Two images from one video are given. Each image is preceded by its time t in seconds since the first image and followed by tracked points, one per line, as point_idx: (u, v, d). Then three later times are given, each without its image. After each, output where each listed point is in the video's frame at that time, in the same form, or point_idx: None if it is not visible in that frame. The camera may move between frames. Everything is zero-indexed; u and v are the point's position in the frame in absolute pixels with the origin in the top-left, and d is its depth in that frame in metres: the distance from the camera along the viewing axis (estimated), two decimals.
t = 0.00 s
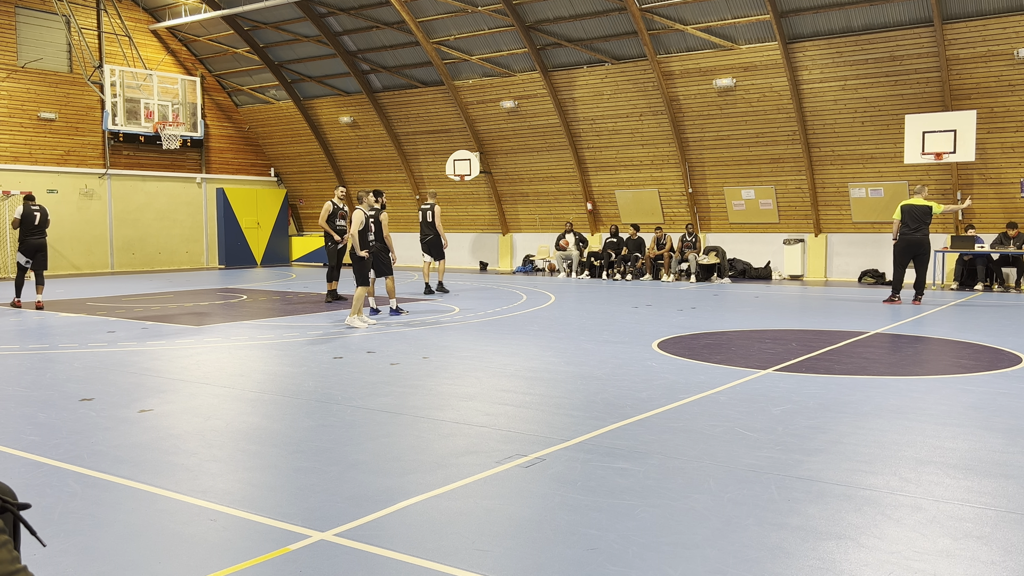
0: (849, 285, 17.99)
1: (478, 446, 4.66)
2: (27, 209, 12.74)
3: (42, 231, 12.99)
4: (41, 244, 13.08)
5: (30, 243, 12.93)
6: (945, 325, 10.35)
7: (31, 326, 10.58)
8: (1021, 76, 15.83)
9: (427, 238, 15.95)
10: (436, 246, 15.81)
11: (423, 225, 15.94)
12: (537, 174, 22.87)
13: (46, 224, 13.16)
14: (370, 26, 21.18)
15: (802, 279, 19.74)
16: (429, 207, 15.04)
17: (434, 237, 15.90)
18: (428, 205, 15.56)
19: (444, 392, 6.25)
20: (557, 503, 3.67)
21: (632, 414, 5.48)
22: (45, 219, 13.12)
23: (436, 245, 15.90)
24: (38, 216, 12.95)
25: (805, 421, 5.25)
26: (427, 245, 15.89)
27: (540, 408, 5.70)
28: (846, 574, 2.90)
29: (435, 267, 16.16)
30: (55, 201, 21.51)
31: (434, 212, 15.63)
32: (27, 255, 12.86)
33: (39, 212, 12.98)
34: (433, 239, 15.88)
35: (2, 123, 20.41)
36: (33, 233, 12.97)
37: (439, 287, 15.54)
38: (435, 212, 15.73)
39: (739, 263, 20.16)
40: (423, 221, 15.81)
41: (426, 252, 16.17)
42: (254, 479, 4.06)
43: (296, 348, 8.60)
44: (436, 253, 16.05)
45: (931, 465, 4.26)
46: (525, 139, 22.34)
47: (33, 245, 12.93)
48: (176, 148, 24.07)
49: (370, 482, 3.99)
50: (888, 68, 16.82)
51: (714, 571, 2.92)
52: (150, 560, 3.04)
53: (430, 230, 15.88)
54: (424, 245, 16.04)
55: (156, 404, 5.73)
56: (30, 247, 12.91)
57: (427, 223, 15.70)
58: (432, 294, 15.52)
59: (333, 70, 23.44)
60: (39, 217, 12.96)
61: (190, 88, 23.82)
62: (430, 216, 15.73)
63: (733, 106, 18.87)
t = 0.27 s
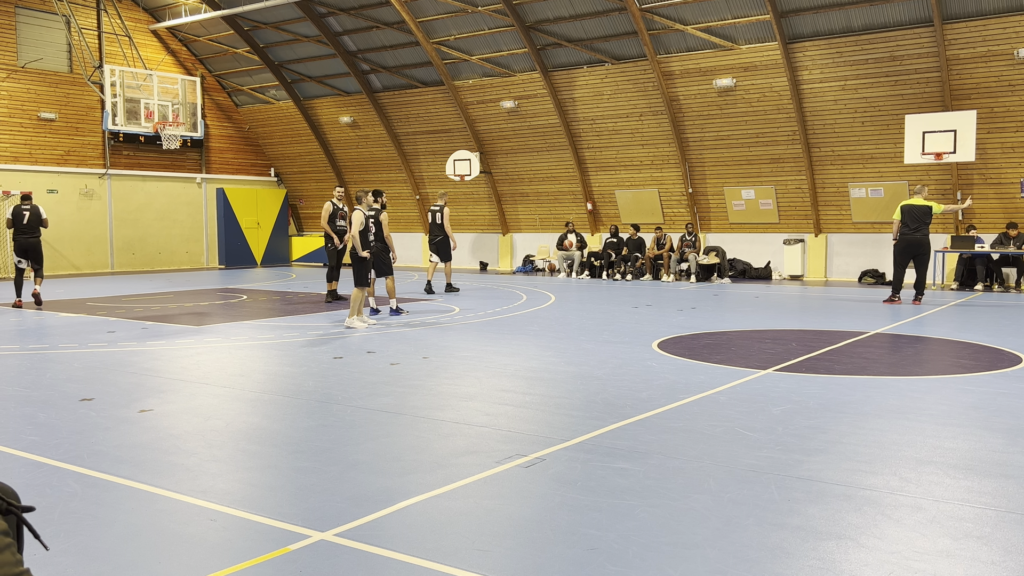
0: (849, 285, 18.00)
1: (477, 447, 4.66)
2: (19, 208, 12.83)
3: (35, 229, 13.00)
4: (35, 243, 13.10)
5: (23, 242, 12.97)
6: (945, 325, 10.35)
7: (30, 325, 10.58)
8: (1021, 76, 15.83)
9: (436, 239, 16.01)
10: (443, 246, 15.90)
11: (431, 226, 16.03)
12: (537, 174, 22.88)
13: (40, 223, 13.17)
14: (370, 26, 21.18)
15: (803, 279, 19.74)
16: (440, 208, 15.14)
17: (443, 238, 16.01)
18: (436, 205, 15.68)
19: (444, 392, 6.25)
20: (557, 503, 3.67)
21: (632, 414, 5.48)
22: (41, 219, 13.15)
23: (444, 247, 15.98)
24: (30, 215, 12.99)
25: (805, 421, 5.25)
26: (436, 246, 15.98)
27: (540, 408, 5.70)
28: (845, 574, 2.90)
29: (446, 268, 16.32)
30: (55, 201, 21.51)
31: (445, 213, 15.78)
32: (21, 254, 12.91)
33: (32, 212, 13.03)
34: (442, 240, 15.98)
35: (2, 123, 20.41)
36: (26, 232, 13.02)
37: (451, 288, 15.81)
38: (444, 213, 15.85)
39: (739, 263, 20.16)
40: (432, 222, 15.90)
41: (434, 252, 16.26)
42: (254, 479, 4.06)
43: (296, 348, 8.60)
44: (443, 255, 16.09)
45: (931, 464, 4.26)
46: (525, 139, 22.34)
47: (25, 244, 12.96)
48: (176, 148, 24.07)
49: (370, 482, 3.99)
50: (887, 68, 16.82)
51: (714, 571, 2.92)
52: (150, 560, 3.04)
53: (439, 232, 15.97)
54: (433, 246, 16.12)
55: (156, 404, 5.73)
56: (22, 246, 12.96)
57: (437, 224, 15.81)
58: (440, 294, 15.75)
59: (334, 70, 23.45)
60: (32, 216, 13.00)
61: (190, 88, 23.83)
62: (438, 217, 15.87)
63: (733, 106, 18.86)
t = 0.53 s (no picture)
0: (849, 285, 18.00)
1: (477, 447, 4.66)
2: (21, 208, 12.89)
3: (34, 229, 12.99)
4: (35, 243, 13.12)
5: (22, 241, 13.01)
6: (945, 325, 10.35)
7: (30, 325, 10.58)
8: (1021, 76, 15.83)
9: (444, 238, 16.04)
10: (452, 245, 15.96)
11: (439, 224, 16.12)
12: (537, 174, 22.87)
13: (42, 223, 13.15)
14: (370, 26, 21.17)
15: (803, 279, 19.74)
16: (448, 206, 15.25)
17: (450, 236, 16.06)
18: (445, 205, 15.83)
19: (444, 392, 6.25)
20: (557, 503, 3.67)
21: (632, 414, 5.48)
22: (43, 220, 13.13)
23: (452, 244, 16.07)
24: (30, 215, 12.99)
25: (805, 421, 5.25)
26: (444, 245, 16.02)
27: (540, 408, 5.70)
28: (845, 574, 2.90)
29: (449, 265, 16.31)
30: (55, 201, 21.51)
31: (454, 212, 15.93)
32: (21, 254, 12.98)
33: (32, 212, 13.03)
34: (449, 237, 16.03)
35: (2, 123, 20.40)
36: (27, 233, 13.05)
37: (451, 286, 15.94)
38: (454, 213, 15.97)
39: (739, 263, 20.17)
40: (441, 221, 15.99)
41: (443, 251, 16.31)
42: (254, 479, 4.06)
43: (296, 347, 8.60)
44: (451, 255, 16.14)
45: (931, 464, 4.26)
46: (525, 139, 22.34)
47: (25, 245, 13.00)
48: (176, 148, 24.07)
49: (370, 482, 3.99)
50: (888, 68, 16.82)
51: (714, 571, 2.92)
52: (150, 560, 3.04)
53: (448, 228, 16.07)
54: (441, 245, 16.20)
55: (156, 404, 5.73)
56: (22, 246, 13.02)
57: (446, 223, 15.98)
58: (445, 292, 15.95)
59: (334, 70, 23.45)
60: (32, 216, 13.00)
61: (190, 88, 23.83)
62: (449, 216, 15.99)
63: (733, 106, 18.87)
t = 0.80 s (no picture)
0: (849, 285, 18.00)
1: (477, 447, 4.66)
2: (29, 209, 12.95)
3: (39, 231, 12.99)
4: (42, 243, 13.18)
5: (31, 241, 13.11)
6: (945, 325, 10.35)
7: (30, 325, 10.58)
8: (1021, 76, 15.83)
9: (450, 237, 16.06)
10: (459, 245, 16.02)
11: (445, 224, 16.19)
12: (537, 174, 22.87)
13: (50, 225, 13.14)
14: (370, 26, 21.17)
15: (803, 279, 19.74)
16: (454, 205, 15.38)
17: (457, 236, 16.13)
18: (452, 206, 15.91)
19: (444, 392, 6.25)
20: (557, 503, 3.67)
21: (632, 414, 5.48)
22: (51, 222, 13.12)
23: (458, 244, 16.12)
24: (36, 217, 12.99)
25: (805, 421, 5.25)
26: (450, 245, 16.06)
27: (540, 408, 5.70)
28: (845, 574, 2.90)
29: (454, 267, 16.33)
30: (55, 201, 21.51)
31: (461, 212, 16.04)
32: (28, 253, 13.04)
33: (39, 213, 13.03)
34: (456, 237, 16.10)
35: (1, 123, 20.40)
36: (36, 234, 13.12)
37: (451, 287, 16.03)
38: (461, 213, 16.05)
39: (739, 263, 20.17)
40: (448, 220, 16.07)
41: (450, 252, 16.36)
42: (254, 479, 4.06)
43: (296, 347, 8.61)
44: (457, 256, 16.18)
45: (931, 464, 4.26)
46: (525, 139, 22.33)
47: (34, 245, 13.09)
48: (176, 148, 24.06)
49: (370, 482, 3.99)
50: (888, 68, 16.82)
51: (714, 571, 2.92)
52: (150, 560, 3.04)
53: (455, 228, 16.13)
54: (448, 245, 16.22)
55: (156, 404, 5.73)
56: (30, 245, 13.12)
57: (451, 223, 16.11)
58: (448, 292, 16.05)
59: (334, 70, 23.45)
60: (38, 217, 13.03)
61: (190, 88, 23.82)
62: (456, 217, 16.08)
63: (733, 106, 18.87)
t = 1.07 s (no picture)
0: (849, 285, 18.00)
1: (477, 447, 4.67)
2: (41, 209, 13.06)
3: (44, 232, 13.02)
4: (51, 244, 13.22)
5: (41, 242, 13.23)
6: (945, 326, 10.35)
7: (30, 326, 10.59)
8: (1021, 76, 15.83)
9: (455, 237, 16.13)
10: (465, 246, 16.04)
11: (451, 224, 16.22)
12: (537, 174, 22.87)
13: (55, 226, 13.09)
14: (370, 26, 21.17)
15: (803, 279, 19.75)
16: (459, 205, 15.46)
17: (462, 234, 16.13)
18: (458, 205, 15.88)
19: (444, 392, 6.25)
20: (557, 503, 3.67)
21: (632, 414, 5.48)
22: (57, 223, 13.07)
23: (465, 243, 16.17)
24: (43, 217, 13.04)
25: (806, 421, 5.25)
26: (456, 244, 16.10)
27: (540, 408, 5.71)
28: (846, 574, 2.90)
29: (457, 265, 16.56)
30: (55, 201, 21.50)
31: (466, 212, 16.00)
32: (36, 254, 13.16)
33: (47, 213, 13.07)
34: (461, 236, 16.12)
35: (1, 123, 20.40)
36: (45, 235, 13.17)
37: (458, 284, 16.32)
38: (467, 214, 16.03)
39: (739, 263, 20.16)
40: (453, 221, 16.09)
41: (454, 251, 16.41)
42: (254, 479, 4.06)
43: (296, 347, 8.61)
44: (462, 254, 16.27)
45: (931, 464, 4.26)
46: (525, 139, 22.33)
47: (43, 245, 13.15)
48: (176, 148, 24.06)
49: (370, 482, 3.99)
50: (888, 68, 16.82)
51: (714, 571, 2.92)
52: (151, 560, 3.04)
53: (460, 229, 16.14)
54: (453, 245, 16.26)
55: (156, 404, 5.73)
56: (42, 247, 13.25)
57: (456, 223, 16.13)
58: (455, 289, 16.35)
59: (334, 70, 23.45)
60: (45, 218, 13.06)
61: (190, 88, 23.82)
62: (461, 217, 16.07)
63: (733, 106, 18.87)
